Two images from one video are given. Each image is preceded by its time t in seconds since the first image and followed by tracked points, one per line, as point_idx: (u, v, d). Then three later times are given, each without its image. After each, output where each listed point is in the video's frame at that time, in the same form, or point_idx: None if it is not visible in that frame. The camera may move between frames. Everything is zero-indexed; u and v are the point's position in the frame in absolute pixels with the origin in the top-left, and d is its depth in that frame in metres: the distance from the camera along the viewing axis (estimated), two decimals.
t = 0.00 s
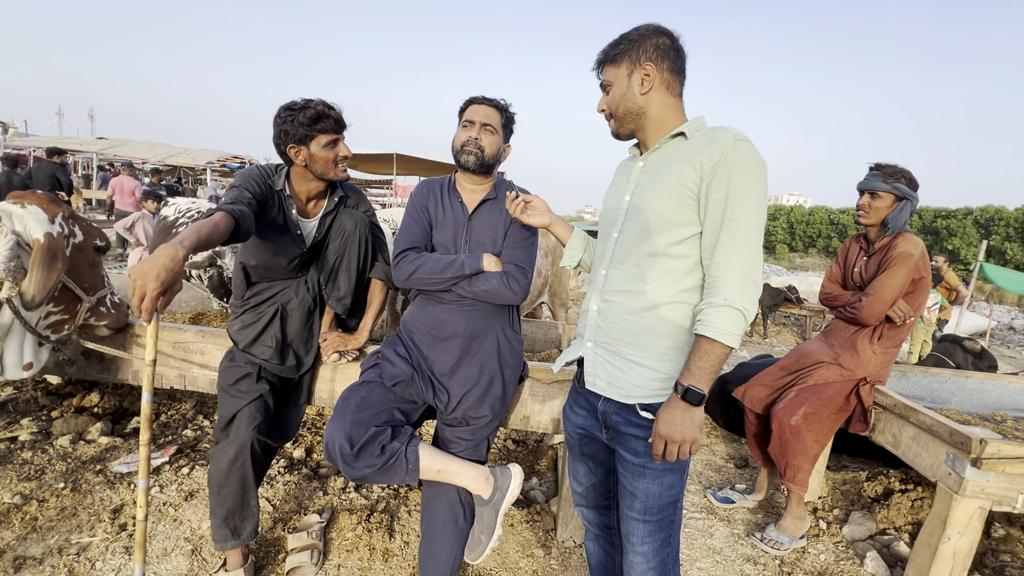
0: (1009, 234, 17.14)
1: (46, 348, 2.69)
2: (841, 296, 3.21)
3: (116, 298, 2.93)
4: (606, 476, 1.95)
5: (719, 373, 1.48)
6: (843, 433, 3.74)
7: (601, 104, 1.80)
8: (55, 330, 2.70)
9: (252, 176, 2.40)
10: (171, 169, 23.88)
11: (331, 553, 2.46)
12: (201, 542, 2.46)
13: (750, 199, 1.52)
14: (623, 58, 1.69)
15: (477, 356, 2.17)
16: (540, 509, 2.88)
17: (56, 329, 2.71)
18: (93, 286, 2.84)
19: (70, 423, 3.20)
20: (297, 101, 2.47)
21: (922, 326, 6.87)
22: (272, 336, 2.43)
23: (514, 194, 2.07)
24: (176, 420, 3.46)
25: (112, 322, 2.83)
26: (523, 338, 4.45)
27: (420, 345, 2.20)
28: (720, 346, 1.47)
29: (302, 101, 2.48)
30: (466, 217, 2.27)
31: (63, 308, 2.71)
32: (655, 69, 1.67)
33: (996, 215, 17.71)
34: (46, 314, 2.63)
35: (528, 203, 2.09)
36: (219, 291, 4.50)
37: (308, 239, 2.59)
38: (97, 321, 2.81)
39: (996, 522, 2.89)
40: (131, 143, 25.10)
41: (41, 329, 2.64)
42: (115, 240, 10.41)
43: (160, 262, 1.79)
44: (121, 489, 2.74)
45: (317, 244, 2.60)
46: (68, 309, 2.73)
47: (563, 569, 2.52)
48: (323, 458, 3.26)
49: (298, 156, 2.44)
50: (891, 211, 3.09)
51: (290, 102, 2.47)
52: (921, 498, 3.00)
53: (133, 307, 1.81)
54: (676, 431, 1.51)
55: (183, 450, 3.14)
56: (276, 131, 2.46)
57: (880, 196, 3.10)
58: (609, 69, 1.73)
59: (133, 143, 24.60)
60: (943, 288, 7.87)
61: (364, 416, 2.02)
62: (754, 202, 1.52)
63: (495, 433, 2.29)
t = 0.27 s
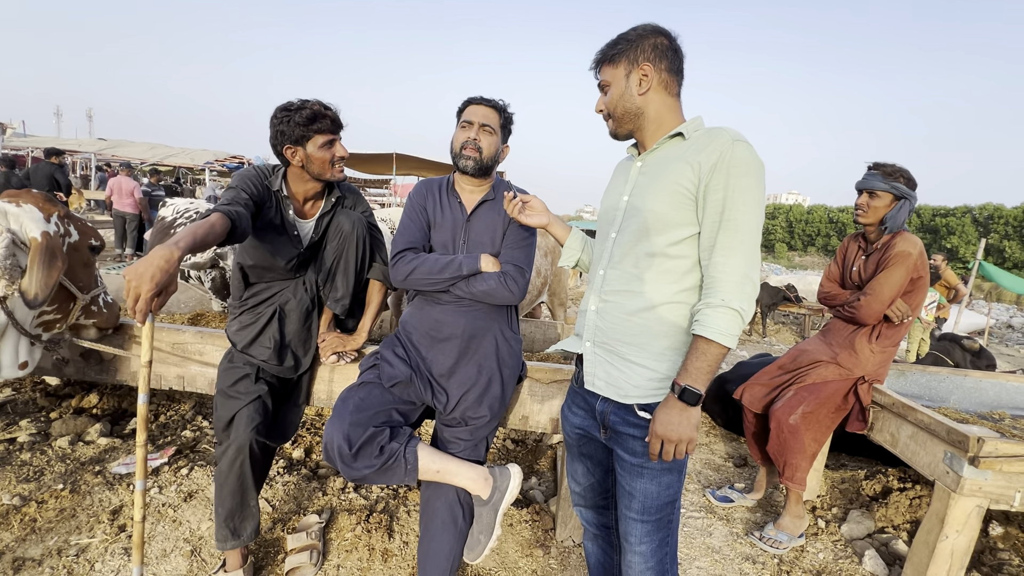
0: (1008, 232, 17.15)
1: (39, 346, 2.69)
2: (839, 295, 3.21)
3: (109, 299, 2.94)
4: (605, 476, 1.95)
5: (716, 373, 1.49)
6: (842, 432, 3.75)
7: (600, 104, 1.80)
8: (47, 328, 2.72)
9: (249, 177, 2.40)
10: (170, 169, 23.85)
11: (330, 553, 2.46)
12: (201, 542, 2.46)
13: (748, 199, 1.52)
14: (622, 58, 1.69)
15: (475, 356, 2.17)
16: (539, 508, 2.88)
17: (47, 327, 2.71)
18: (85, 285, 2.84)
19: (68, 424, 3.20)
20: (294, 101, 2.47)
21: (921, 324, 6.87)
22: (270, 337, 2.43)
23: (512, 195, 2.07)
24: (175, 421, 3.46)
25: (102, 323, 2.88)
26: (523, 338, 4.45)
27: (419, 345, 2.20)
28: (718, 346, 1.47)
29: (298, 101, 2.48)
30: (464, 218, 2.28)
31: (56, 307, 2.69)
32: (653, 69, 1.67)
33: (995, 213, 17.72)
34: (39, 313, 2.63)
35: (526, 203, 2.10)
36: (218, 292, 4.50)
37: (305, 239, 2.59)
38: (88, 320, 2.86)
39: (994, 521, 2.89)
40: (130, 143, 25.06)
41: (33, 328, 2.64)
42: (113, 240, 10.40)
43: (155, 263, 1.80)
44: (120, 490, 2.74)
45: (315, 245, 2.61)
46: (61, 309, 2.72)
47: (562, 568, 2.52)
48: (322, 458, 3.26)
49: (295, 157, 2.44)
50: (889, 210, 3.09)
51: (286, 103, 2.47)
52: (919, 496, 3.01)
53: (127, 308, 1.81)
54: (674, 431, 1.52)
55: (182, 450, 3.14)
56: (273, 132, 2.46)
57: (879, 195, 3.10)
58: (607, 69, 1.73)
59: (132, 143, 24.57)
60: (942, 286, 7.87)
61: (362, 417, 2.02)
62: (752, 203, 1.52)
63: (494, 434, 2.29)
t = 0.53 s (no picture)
0: (1006, 231, 17.18)
1: (38, 344, 2.71)
2: (837, 293, 3.21)
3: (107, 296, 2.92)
4: (602, 475, 1.95)
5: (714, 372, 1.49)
6: (839, 430, 3.75)
7: (596, 103, 1.80)
8: (47, 327, 2.68)
9: (244, 176, 2.40)
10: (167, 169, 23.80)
11: (328, 553, 2.45)
12: (198, 543, 2.46)
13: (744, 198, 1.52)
14: (618, 57, 1.69)
15: (473, 356, 2.16)
16: (537, 508, 2.88)
17: (48, 327, 2.68)
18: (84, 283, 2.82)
19: (65, 426, 3.19)
20: (290, 101, 2.46)
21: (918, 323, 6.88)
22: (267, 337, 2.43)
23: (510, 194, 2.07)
24: (173, 422, 3.45)
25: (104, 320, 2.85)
26: (521, 337, 4.45)
27: (416, 345, 2.19)
28: (714, 345, 1.47)
29: (294, 101, 2.47)
30: (461, 216, 2.27)
31: (55, 305, 2.68)
32: (650, 68, 1.67)
33: (993, 211, 17.75)
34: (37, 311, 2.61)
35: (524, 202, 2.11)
36: (215, 292, 4.49)
37: (302, 239, 2.59)
38: (88, 318, 2.81)
39: (991, 518, 2.90)
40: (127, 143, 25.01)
41: (31, 326, 2.61)
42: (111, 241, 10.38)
43: (153, 264, 1.79)
44: (117, 491, 2.74)
45: (311, 245, 2.60)
46: (60, 308, 2.70)
47: (560, 567, 2.52)
48: (320, 459, 3.26)
49: (291, 156, 2.43)
50: (887, 208, 3.09)
51: (282, 102, 2.47)
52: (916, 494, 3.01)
53: (125, 309, 1.80)
54: (671, 430, 1.51)
55: (180, 451, 3.14)
56: (269, 132, 2.45)
57: (876, 194, 3.10)
58: (604, 68, 1.72)
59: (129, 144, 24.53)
60: (939, 285, 7.89)
61: (359, 417, 2.02)
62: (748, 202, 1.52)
63: (492, 433, 2.29)
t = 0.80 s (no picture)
0: (1003, 229, 17.22)
1: (33, 345, 2.69)
2: (834, 291, 3.22)
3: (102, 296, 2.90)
4: (600, 474, 1.95)
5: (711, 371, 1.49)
6: (837, 429, 3.75)
7: (593, 102, 1.79)
8: (42, 328, 2.67)
9: (241, 176, 2.39)
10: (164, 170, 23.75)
11: (326, 554, 2.45)
12: (196, 544, 2.45)
13: (741, 196, 1.52)
14: (614, 55, 1.68)
15: (470, 355, 2.16)
16: (535, 507, 2.88)
17: (43, 327, 2.67)
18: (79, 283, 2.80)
19: (62, 427, 3.18)
20: (287, 100, 2.46)
21: (916, 321, 6.89)
22: (264, 337, 2.42)
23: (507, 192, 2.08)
24: (170, 422, 3.45)
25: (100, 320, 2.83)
26: (519, 336, 4.45)
27: (413, 344, 2.19)
28: (712, 344, 1.47)
29: (291, 100, 2.47)
30: (458, 215, 2.27)
31: (50, 305, 2.67)
32: (646, 66, 1.66)
33: (990, 209, 17.79)
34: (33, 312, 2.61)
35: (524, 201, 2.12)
36: (212, 292, 4.48)
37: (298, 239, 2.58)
38: (83, 318, 2.81)
39: (988, 515, 2.90)
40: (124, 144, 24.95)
41: (27, 327, 2.61)
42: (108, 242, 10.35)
43: (153, 264, 1.79)
44: (114, 492, 2.73)
45: (308, 244, 2.60)
46: (55, 308, 2.69)
47: (558, 567, 2.52)
48: (318, 459, 3.25)
49: (288, 155, 2.43)
50: (885, 206, 3.10)
51: (279, 102, 2.46)
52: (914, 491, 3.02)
53: (126, 310, 1.79)
54: (669, 429, 1.51)
55: (177, 452, 3.13)
56: (265, 131, 2.45)
57: (873, 191, 3.11)
58: (600, 67, 1.72)
59: (127, 145, 24.48)
60: (937, 283, 7.90)
61: (356, 416, 2.01)
62: (745, 200, 1.52)
63: (489, 432, 2.29)
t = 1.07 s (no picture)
0: (1000, 227, 17.26)
1: (27, 348, 2.68)
2: (831, 290, 3.22)
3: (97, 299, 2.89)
4: (597, 473, 1.95)
5: (707, 370, 1.49)
6: (834, 427, 3.76)
7: (590, 101, 1.79)
8: (37, 330, 2.66)
9: (238, 176, 2.39)
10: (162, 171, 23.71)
11: (324, 554, 2.45)
12: (193, 545, 2.45)
13: (737, 195, 1.52)
14: (611, 54, 1.68)
15: (467, 354, 2.16)
16: (533, 506, 2.88)
17: (38, 329, 2.66)
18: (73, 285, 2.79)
19: (59, 428, 3.17)
20: (284, 100, 2.46)
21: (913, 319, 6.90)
22: (260, 337, 2.42)
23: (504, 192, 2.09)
24: (168, 423, 3.44)
25: (94, 322, 2.83)
26: (517, 336, 4.45)
27: (410, 344, 2.19)
28: (708, 343, 1.47)
29: (288, 101, 2.46)
30: (454, 215, 2.27)
31: (46, 308, 2.65)
32: (642, 65, 1.67)
33: (987, 208, 17.83)
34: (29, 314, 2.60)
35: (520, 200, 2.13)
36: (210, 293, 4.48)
37: (296, 239, 2.58)
38: (79, 320, 2.80)
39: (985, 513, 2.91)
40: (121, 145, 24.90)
41: (22, 329, 2.60)
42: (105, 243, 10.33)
43: (152, 265, 1.78)
44: (112, 493, 2.73)
45: (305, 244, 2.59)
46: (51, 310, 2.67)
47: (556, 566, 2.52)
48: (316, 459, 3.25)
49: (284, 155, 2.43)
50: (880, 204, 3.10)
51: (276, 102, 2.46)
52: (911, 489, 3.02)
53: (125, 311, 1.79)
54: (666, 428, 1.51)
55: (175, 453, 3.13)
56: (262, 131, 2.44)
57: (869, 190, 3.12)
58: (596, 66, 1.72)
59: (124, 146, 24.43)
60: (934, 280, 7.91)
61: (353, 417, 2.01)
62: (741, 199, 1.52)
63: (486, 432, 2.29)
